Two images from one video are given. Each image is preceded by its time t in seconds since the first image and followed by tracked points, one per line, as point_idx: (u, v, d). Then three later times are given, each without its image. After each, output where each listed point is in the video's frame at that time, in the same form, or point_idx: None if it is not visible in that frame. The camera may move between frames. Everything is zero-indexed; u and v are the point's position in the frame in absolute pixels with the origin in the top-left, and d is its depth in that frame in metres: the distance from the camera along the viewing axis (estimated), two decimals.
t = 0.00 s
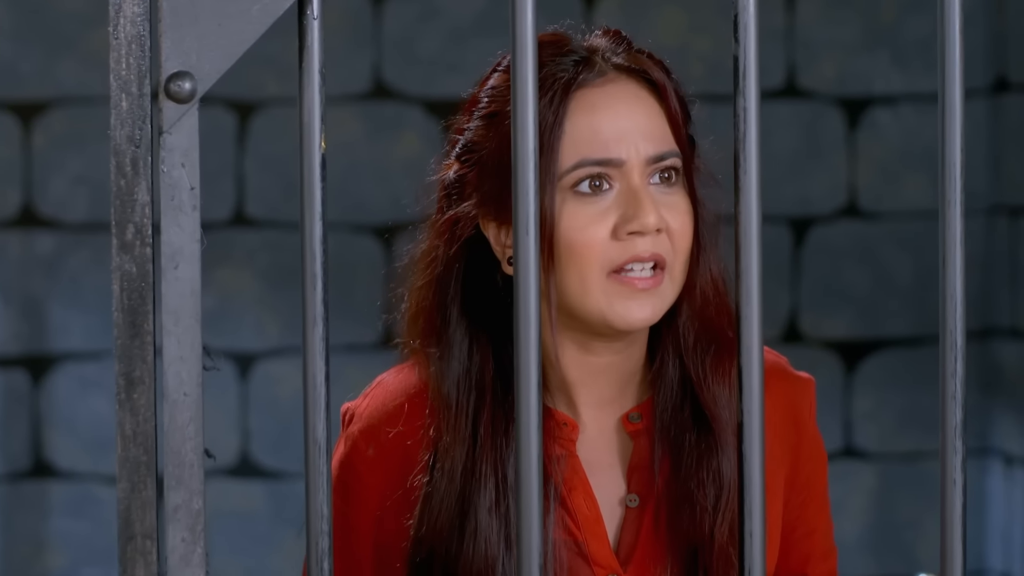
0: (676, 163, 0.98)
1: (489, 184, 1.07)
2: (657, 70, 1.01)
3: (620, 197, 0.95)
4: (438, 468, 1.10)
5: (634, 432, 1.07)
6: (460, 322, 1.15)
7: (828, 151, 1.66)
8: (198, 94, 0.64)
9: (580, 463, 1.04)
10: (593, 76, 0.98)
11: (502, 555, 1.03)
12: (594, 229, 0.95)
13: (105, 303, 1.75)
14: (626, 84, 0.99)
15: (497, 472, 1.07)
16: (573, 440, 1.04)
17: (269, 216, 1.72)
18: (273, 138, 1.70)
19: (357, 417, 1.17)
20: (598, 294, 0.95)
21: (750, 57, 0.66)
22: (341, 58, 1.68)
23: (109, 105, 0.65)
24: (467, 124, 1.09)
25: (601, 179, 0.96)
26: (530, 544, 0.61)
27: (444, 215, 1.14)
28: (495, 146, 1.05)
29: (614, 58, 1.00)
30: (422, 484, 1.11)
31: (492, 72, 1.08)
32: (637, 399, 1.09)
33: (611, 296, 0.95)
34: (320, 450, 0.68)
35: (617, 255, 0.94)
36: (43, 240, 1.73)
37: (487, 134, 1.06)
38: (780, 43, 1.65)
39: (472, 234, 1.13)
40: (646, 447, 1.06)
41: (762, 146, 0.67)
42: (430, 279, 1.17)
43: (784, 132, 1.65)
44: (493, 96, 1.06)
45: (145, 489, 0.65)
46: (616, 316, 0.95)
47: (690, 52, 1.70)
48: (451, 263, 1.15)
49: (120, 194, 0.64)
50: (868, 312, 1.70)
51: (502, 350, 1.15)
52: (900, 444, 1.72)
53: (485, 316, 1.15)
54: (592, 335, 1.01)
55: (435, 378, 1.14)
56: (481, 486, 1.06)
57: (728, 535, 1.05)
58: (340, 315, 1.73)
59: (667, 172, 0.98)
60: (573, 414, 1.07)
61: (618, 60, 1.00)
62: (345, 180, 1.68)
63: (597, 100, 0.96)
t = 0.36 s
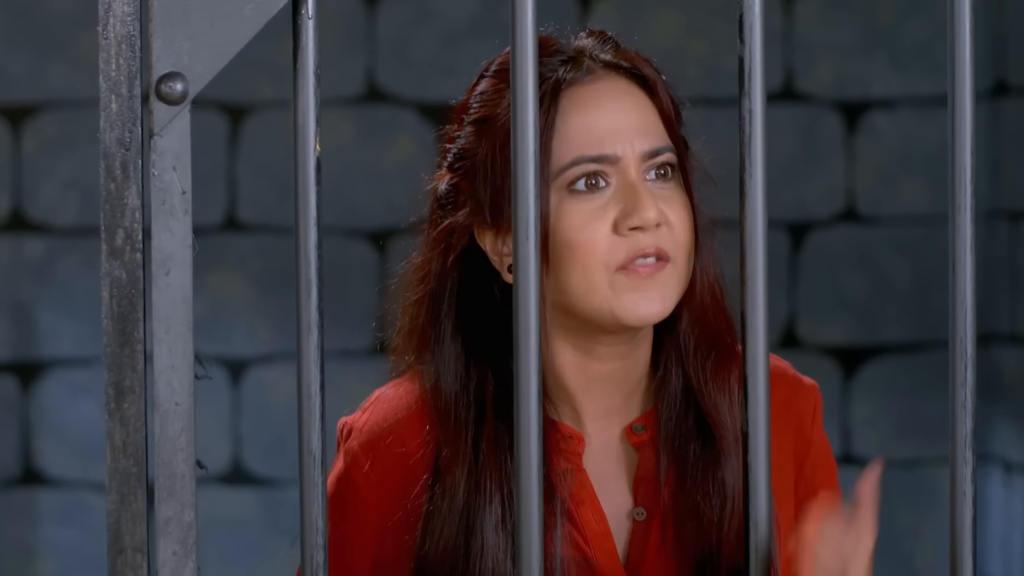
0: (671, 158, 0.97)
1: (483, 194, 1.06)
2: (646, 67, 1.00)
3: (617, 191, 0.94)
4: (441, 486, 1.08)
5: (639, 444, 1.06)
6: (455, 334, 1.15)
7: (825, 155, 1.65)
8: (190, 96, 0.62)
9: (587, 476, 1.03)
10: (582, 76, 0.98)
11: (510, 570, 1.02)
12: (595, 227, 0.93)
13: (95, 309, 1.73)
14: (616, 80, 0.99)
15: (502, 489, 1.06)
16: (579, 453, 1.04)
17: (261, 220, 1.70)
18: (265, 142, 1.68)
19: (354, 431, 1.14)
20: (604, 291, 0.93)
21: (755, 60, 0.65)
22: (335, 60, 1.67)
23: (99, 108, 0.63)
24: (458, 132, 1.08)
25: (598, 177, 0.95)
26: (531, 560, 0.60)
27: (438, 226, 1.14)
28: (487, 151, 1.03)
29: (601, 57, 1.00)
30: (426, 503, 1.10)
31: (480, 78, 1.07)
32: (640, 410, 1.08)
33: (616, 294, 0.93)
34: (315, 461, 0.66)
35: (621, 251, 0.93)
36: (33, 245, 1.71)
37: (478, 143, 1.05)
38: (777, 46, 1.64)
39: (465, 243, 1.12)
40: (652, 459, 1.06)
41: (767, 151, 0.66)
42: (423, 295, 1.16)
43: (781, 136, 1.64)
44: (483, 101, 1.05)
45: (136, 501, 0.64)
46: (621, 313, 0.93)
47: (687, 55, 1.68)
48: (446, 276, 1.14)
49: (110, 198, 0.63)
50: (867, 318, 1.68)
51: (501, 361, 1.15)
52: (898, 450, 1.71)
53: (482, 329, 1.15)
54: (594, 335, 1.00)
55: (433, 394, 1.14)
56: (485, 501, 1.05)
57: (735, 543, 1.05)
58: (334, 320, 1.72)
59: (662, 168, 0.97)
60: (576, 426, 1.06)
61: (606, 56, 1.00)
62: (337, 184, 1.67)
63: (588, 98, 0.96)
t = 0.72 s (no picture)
0: (688, 194, 1.00)
1: (491, 223, 1.09)
2: (664, 96, 1.03)
3: (634, 233, 0.98)
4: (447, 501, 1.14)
5: (637, 461, 1.11)
6: (466, 357, 1.17)
7: (824, 159, 1.64)
8: (183, 98, 0.61)
9: (586, 496, 1.09)
10: (604, 109, 1.00)
11: None
12: (609, 267, 0.98)
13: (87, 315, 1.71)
14: (637, 113, 1.01)
15: (504, 506, 1.12)
16: (579, 473, 1.09)
17: (254, 225, 1.68)
18: (258, 146, 1.66)
19: (352, 448, 1.18)
20: (615, 332, 0.99)
21: (761, 63, 0.63)
22: (328, 63, 1.65)
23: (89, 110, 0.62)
24: (466, 156, 1.11)
25: (615, 217, 0.99)
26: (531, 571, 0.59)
27: (444, 255, 1.16)
28: (493, 185, 1.08)
29: (622, 86, 1.02)
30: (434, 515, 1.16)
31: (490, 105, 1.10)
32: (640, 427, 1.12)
33: (627, 335, 0.99)
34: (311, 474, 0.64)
35: (633, 293, 0.98)
36: (24, 250, 1.68)
37: (485, 168, 1.09)
38: (776, 49, 1.63)
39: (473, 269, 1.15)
40: (650, 477, 1.11)
41: (773, 155, 0.64)
42: (432, 314, 1.18)
43: (780, 140, 1.63)
44: (491, 130, 1.08)
45: (128, 513, 0.62)
46: (632, 354, 0.99)
47: (685, 58, 1.67)
48: (454, 297, 1.16)
49: (100, 203, 0.61)
50: (867, 325, 1.68)
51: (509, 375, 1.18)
52: (898, 457, 1.70)
53: (492, 344, 1.17)
54: (599, 371, 1.04)
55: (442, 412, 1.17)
56: (488, 519, 1.11)
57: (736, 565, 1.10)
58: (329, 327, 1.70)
59: (679, 204, 1.01)
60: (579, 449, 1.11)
61: (628, 88, 1.02)
62: (332, 189, 1.66)
63: (607, 134, 0.99)
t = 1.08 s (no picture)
0: (690, 176, 0.95)
1: (489, 199, 1.02)
2: (669, 76, 0.97)
3: (634, 211, 0.92)
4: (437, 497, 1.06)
5: (642, 467, 1.04)
6: (456, 344, 1.11)
7: (823, 163, 1.63)
8: (176, 100, 0.59)
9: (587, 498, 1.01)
10: (606, 84, 0.94)
11: None
12: (607, 245, 0.91)
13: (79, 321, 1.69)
14: (638, 92, 0.95)
15: (500, 500, 1.03)
16: (581, 474, 1.02)
17: (248, 230, 1.66)
18: (253, 150, 1.64)
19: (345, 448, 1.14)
20: (611, 314, 0.92)
21: (766, 65, 0.62)
22: (324, 66, 1.63)
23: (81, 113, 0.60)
24: (467, 129, 1.05)
25: (614, 194, 0.93)
26: None
27: (439, 230, 1.10)
28: (493, 157, 1.01)
29: (625, 64, 0.97)
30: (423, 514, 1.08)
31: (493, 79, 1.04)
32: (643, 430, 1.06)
33: (624, 317, 0.91)
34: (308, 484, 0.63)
35: (632, 272, 0.91)
36: (17, 255, 1.67)
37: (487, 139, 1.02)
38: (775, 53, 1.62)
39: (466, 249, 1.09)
40: (655, 482, 1.04)
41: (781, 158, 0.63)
42: (425, 298, 1.12)
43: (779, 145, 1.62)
44: (494, 104, 1.01)
45: (120, 525, 0.61)
46: (629, 336, 0.92)
47: (684, 62, 1.66)
48: (448, 284, 1.10)
49: (92, 208, 0.60)
50: (866, 330, 1.66)
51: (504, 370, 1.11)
52: (898, 464, 1.68)
53: (485, 337, 1.11)
54: (596, 360, 0.98)
55: (433, 405, 1.10)
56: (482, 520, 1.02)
57: (738, 568, 1.04)
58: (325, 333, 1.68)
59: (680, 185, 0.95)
60: (575, 447, 1.04)
61: (630, 66, 0.96)
62: (327, 193, 1.64)
63: (608, 110, 0.93)
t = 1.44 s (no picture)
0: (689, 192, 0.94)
1: (484, 215, 1.02)
2: (667, 89, 0.97)
3: (631, 230, 0.91)
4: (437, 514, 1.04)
5: (638, 480, 1.04)
6: (455, 360, 1.10)
7: (820, 169, 1.62)
8: (168, 104, 0.58)
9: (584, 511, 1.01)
10: (602, 97, 0.94)
11: None
12: (605, 266, 0.91)
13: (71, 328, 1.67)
14: (635, 105, 0.94)
15: (497, 515, 1.03)
16: (576, 487, 1.01)
17: (241, 236, 1.65)
18: (246, 156, 1.63)
19: (341, 459, 1.10)
20: (610, 337, 0.91)
21: (768, 67, 0.61)
22: (319, 71, 1.62)
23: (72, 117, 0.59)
24: (461, 145, 1.04)
25: (611, 211, 0.92)
26: None
27: (435, 246, 1.09)
28: (489, 171, 1.00)
29: (622, 76, 0.96)
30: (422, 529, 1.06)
31: (489, 92, 1.03)
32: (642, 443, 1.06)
33: (624, 339, 0.91)
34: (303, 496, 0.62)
35: (632, 293, 0.90)
36: (8, 261, 1.66)
37: (484, 154, 1.01)
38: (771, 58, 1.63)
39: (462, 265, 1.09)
40: (651, 494, 1.04)
41: (784, 163, 0.61)
42: (422, 314, 1.12)
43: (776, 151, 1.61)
44: (490, 118, 1.01)
45: (112, 537, 0.60)
46: (630, 359, 0.91)
47: (680, 66, 1.65)
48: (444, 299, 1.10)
49: (83, 214, 0.59)
50: (865, 336, 1.65)
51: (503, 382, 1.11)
52: (896, 472, 1.67)
53: (483, 350, 1.11)
54: (597, 380, 0.97)
55: (430, 421, 1.09)
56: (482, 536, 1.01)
57: None
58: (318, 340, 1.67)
59: (679, 203, 0.94)
60: (573, 457, 1.04)
61: (627, 78, 0.96)
62: (321, 199, 1.63)
63: (605, 124, 0.92)
